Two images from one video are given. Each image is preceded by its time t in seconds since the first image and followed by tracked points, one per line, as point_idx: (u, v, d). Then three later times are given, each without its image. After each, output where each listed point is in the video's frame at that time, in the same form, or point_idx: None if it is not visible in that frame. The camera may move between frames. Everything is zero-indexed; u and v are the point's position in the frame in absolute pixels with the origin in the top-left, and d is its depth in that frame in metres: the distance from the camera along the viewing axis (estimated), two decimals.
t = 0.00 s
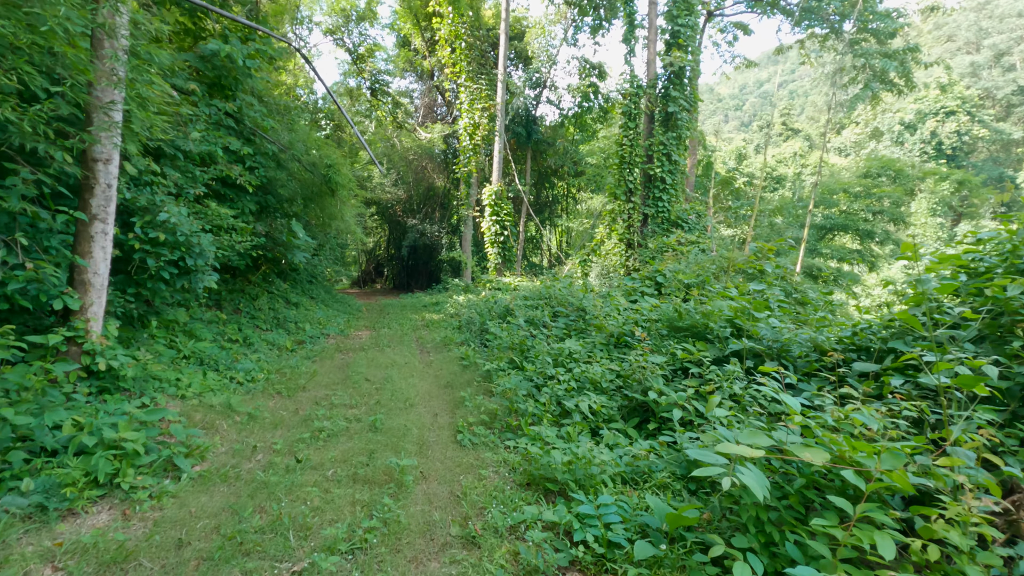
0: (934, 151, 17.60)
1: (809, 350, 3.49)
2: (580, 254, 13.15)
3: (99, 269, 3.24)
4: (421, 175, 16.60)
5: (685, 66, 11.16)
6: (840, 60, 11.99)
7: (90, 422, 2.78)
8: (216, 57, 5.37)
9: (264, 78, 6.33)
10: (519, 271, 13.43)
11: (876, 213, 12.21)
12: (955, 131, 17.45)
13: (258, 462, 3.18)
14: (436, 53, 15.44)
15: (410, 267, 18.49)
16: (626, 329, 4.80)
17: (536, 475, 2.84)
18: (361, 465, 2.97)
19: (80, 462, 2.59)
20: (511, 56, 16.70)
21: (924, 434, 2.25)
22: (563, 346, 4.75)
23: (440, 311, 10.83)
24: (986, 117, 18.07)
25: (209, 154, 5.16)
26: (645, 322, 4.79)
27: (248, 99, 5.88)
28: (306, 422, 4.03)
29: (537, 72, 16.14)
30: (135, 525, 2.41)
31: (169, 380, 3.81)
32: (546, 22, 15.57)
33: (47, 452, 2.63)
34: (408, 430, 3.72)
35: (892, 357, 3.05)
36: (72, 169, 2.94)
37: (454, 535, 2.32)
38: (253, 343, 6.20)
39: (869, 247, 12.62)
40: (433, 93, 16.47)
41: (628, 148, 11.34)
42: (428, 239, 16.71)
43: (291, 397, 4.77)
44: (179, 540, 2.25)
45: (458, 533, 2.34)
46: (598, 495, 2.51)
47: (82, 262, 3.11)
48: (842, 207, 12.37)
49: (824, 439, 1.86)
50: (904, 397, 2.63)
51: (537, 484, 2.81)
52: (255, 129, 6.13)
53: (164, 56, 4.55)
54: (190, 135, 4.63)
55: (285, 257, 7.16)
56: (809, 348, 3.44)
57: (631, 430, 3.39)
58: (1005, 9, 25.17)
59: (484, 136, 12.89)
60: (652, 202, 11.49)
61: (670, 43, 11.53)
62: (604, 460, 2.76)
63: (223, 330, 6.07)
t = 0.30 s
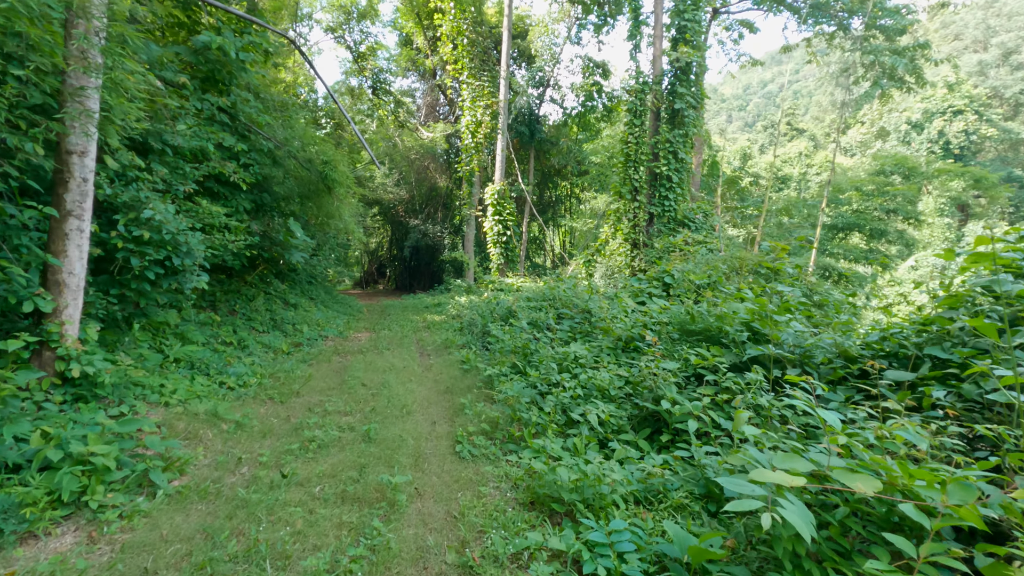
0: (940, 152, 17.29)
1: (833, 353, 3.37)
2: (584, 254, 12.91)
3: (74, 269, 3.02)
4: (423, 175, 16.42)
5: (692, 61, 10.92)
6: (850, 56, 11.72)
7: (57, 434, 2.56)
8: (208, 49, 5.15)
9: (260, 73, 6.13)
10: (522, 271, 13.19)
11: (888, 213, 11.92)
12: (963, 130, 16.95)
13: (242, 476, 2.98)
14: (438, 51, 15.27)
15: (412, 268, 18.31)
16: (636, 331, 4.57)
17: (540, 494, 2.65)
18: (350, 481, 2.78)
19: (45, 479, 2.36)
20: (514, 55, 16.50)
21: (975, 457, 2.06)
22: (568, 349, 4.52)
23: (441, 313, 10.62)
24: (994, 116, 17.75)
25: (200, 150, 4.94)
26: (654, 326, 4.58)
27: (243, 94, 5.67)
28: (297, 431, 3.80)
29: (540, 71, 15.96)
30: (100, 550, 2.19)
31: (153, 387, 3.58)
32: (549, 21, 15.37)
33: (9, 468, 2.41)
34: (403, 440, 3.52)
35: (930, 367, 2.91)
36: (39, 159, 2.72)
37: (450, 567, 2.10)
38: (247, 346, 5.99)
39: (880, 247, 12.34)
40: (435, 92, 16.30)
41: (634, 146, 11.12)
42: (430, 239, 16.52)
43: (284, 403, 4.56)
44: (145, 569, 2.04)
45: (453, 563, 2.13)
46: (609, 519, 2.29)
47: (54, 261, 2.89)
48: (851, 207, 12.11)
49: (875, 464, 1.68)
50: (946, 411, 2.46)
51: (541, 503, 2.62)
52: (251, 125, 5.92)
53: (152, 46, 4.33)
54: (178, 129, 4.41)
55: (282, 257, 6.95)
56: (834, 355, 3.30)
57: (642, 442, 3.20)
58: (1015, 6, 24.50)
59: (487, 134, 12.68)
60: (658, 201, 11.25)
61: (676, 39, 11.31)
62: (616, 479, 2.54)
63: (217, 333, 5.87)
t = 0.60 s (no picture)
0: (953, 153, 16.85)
1: (859, 365, 3.22)
2: (592, 258, 12.68)
3: (58, 274, 2.87)
4: (430, 179, 16.32)
5: (703, 61, 10.70)
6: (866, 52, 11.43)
7: (33, 451, 2.38)
8: (207, 47, 5.02)
9: (262, 73, 6.01)
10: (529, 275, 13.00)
11: (906, 214, 11.57)
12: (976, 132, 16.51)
13: (232, 494, 2.81)
14: (445, 54, 15.18)
15: (419, 272, 18.20)
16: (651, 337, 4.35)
17: (550, 519, 2.46)
18: (345, 503, 2.62)
19: (16, 501, 2.19)
20: (521, 58, 16.38)
21: None
22: (578, 357, 4.31)
23: (447, 317, 10.45)
24: (1011, 116, 17.33)
25: (199, 151, 4.79)
26: (669, 333, 4.39)
27: (245, 95, 5.54)
28: (294, 443, 3.63)
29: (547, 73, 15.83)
30: None
31: (144, 398, 3.40)
32: (556, 23, 15.24)
33: None
34: (403, 456, 3.35)
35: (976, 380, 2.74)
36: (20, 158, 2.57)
37: None
38: (248, 352, 5.83)
39: (898, 249, 11.99)
40: (441, 95, 16.22)
41: (643, 147, 10.90)
42: (436, 243, 16.38)
43: (282, 413, 4.39)
44: None
45: None
46: (627, 552, 2.09)
47: (36, 266, 2.74)
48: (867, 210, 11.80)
49: (936, 499, 1.52)
50: (1001, 432, 2.28)
51: (551, 530, 2.43)
52: (252, 126, 5.78)
53: (148, 44, 4.20)
54: (175, 129, 4.26)
55: (285, 260, 6.80)
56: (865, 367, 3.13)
57: (657, 460, 3.03)
58: None
59: (493, 136, 12.51)
60: (668, 203, 11.01)
61: (686, 38, 11.12)
62: (633, 505, 2.34)
63: (217, 339, 5.71)
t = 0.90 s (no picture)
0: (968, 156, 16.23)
1: (893, 373, 3.02)
2: (602, 260, 12.45)
3: (43, 275, 2.71)
4: (436, 182, 16.21)
5: (716, 58, 10.47)
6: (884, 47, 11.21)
7: (8, 464, 2.20)
8: (208, 43, 4.88)
9: (266, 71, 5.88)
10: (537, 278, 12.80)
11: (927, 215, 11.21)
12: (989, 133, 15.91)
13: (224, 509, 2.63)
14: (452, 57, 15.09)
15: (426, 275, 18.07)
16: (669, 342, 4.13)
17: (565, 541, 2.26)
18: (342, 523, 2.44)
19: None
20: (528, 60, 16.25)
21: None
22: (592, 362, 4.10)
23: (454, 321, 10.26)
24: None
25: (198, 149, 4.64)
26: (688, 338, 4.16)
27: (247, 93, 5.40)
28: (291, 453, 3.43)
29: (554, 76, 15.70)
30: None
31: (135, 406, 3.23)
32: (564, 25, 15.12)
33: None
34: (407, 469, 3.14)
35: None
36: None
37: None
38: (250, 357, 5.66)
39: (918, 251, 11.65)
40: (448, 98, 16.13)
41: (654, 147, 10.68)
42: (443, 246, 16.24)
43: (282, 421, 4.20)
44: None
45: None
46: None
47: (17, 265, 2.57)
48: (886, 211, 11.47)
49: None
50: None
51: (568, 556, 2.23)
52: (255, 125, 5.64)
53: (145, 38, 4.05)
54: (173, 126, 4.12)
55: (288, 263, 6.66)
56: (900, 376, 2.97)
57: (680, 475, 2.82)
58: None
59: (501, 137, 12.35)
60: (679, 205, 10.77)
61: (698, 36, 10.92)
62: (660, 530, 2.11)
63: (218, 343, 5.54)
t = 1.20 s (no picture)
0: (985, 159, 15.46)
1: (947, 392, 2.76)
2: (613, 266, 12.22)
3: (32, 284, 2.55)
4: (445, 187, 16.10)
5: (731, 59, 10.25)
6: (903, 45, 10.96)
7: None
8: (213, 44, 4.76)
9: (273, 74, 5.77)
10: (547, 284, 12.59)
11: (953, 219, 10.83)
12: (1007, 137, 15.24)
13: (221, 537, 2.44)
14: (461, 61, 15.03)
15: (434, 281, 17.94)
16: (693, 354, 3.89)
17: None
18: (347, 558, 2.23)
19: None
20: (537, 64, 16.14)
21: None
22: (612, 375, 3.86)
23: (463, 327, 10.08)
24: None
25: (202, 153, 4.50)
26: (715, 349, 3.92)
27: (254, 96, 5.29)
28: (295, 472, 3.24)
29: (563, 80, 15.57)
30: None
31: (130, 421, 3.04)
32: (573, 29, 15.01)
33: None
34: (417, 493, 2.92)
35: None
36: None
37: None
38: (255, 365, 5.50)
39: (944, 256, 11.26)
40: (457, 103, 16.04)
41: (667, 151, 10.47)
42: (452, 251, 16.09)
43: (285, 436, 4.01)
44: None
45: None
46: None
47: (4, 274, 2.42)
48: (909, 215, 11.11)
49: None
50: None
51: None
52: (261, 128, 5.52)
53: (148, 38, 3.93)
54: (175, 128, 3.97)
55: (295, 269, 6.52)
56: (957, 396, 2.72)
57: (715, 504, 2.57)
58: None
59: (510, 141, 12.20)
60: (694, 209, 10.51)
61: (712, 37, 10.72)
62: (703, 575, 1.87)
63: (223, 351, 5.38)
